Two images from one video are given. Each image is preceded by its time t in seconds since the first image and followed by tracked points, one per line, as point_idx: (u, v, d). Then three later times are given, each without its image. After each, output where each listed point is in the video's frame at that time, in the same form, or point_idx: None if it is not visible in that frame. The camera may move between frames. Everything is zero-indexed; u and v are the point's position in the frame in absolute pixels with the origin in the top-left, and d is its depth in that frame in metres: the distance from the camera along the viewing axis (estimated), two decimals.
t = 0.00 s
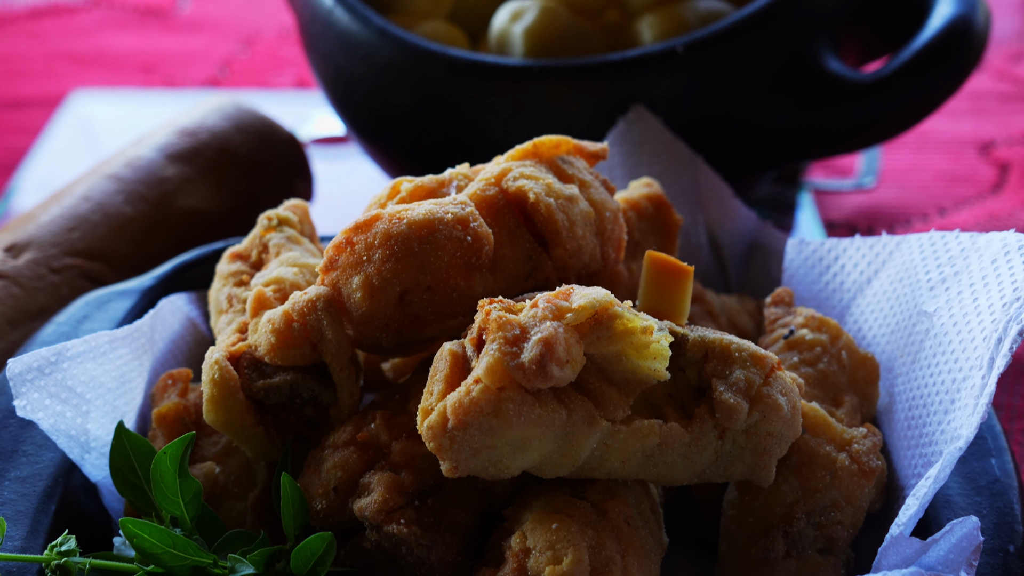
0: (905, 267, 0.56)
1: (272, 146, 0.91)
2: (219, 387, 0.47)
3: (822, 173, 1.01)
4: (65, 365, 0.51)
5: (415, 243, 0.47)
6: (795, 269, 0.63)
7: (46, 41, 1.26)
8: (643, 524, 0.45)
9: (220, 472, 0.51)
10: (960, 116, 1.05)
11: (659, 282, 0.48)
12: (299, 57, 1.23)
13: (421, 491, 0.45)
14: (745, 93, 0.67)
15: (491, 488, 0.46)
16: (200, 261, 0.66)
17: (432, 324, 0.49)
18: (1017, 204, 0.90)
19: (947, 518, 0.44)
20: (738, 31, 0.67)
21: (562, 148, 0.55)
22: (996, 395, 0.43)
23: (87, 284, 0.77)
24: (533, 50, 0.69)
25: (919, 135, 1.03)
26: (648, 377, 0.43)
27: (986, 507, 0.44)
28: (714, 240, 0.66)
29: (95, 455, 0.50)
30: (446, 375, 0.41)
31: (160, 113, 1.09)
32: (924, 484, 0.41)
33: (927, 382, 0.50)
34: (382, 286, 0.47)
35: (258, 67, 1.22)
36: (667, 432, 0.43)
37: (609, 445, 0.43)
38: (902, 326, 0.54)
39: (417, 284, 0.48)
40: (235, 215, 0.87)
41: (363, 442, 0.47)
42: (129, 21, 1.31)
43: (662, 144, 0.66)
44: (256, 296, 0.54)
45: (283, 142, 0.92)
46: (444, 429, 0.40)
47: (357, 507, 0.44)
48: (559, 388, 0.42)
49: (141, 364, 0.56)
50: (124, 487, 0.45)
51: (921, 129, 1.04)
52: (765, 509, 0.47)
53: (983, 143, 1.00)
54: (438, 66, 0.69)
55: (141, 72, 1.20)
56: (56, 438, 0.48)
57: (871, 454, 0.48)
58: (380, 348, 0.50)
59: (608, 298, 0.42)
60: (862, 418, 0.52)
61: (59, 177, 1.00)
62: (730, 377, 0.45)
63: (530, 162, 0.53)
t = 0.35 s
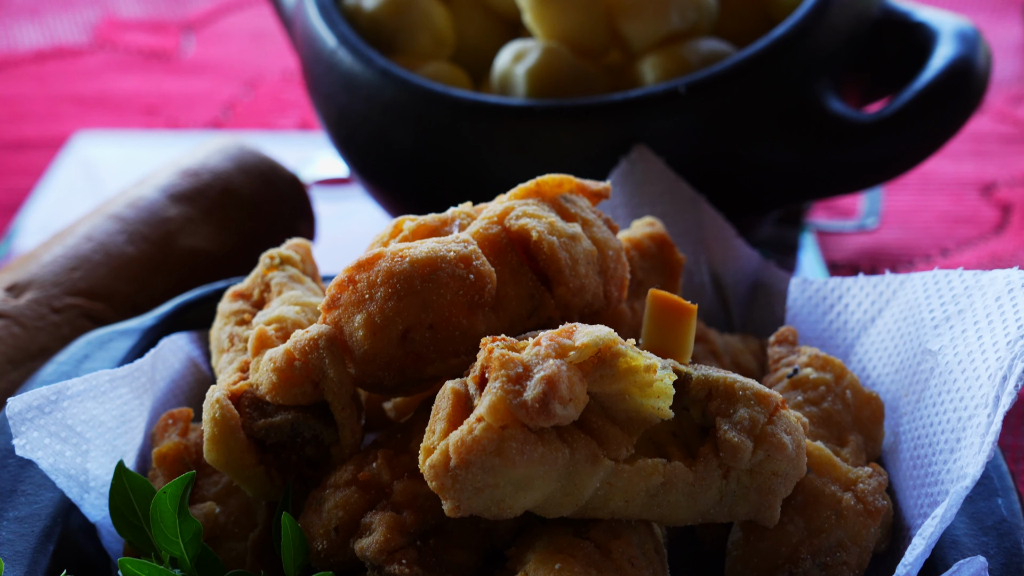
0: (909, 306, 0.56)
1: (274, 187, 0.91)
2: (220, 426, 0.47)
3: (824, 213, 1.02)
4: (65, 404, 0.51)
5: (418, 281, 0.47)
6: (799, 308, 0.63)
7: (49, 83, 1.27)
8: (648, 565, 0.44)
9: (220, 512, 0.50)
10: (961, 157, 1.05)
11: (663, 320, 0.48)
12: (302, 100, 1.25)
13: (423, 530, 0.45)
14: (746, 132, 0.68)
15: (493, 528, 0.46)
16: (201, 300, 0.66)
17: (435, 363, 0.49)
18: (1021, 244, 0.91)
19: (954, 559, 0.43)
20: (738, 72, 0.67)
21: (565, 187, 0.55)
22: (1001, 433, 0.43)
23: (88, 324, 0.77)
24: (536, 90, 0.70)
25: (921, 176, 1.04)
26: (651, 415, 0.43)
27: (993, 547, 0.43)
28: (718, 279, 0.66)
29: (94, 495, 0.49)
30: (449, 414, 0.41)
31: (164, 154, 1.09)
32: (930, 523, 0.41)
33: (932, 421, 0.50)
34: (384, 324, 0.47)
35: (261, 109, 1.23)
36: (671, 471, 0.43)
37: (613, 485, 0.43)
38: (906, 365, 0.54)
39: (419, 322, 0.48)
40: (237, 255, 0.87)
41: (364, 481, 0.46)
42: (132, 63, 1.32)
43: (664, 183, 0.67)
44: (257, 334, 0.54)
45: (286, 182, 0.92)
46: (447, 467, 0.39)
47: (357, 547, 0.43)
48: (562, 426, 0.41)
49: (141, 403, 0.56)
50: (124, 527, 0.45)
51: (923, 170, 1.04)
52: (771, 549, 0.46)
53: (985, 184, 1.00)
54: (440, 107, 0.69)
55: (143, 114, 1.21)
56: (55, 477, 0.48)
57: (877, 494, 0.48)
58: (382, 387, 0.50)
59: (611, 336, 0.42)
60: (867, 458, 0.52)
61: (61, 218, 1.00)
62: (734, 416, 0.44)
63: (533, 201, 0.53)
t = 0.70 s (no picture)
0: (915, 346, 0.55)
1: (277, 230, 0.92)
2: (223, 466, 0.47)
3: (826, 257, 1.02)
4: (67, 445, 0.50)
5: (422, 322, 0.48)
6: (804, 349, 0.63)
7: (53, 129, 1.28)
8: None
9: (222, 554, 0.49)
10: (962, 203, 1.06)
11: (668, 360, 0.48)
12: (304, 146, 1.26)
13: (426, 571, 0.45)
14: (748, 174, 0.69)
15: (498, 570, 0.45)
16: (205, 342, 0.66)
17: (439, 403, 0.49)
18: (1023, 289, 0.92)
19: None
20: (739, 115, 0.68)
21: (569, 228, 0.55)
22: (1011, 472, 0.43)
23: (90, 365, 0.77)
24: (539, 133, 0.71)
25: (922, 222, 1.04)
26: (657, 456, 0.43)
27: None
28: (720, 320, 0.67)
29: (95, 537, 0.49)
30: (454, 453, 0.41)
31: (166, 198, 1.10)
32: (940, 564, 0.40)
33: (939, 462, 0.50)
34: (388, 364, 0.47)
35: (263, 154, 1.24)
36: (677, 512, 0.43)
37: (619, 525, 0.42)
38: (913, 406, 0.54)
39: (424, 362, 0.48)
40: (240, 298, 0.88)
41: (368, 522, 0.46)
42: (135, 110, 1.33)
43: (667, 226, 0.67)
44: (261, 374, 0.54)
45: (289, 226, 0.93)
46: (452, 507, 0.39)
47: None
48: (568, 466, 0.41)
49: (143, 445, 0.55)
50: (125, 569, 0.44)
51: (924, 215, 1.05)
52: None
53: (986, 230, 1.01)
54: (442, 149, 0.70)
55: (146, 160, 1.22)
56: (57, 518, 0.47)
57: (885, 535, 0.48)
58: (386, 428, 0.50)
59: (617, 375, 0.41)
60: (874, 499, 0.52)
61: (62, 262, 1.01)
62: (741, 456, 0.44)
63: (537, 242, 0.53)
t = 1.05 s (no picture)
0: (922, 384, 0.55)
1: (278, 271, 0.92)
2: (228, 504, 0.46)
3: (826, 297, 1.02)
4: (71, 483, 0.50)
5: (428, 360, 0.48)
6: (809, 388, 0.63)
7: (52, 170, 1.28)
8: None
9: None
10: (961, 244, 1.06)
11: (674, 398, 0.48)
12: (305, 189, 1.26)
13: None
14: (751, 212, 0.69)
15: None
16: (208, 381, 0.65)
17: (445, 441, 0.48)
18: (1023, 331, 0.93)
19: None
20: (740, 155, 0.69)
21: (574, 266, 0.55)
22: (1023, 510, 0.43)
23: (91, 406, 0.77)
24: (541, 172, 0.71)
25: (922, 262, 1.05)
26: (665, 493, 0.43)
27: None
28: (724, 359, 0.66)
29: None
30: (461, 490, 0.40)
31: (167, 239, 1.10)
32: None
33: (949, 500, 0.49)
34: (395, 401, 0.47)
35: (264, 195, 1.25)
36: (685, 550, 0.43)
37: (627, 563, 0.42)
38: (921, 444, 0.54)
39: (430, 400, 0.48)
40: (243, 338, 0.88)
41: (374, 561, 0.45)
42: (135, 152, 1.32)
43: (671, 265, 0.67)
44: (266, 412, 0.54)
45: (291, 266, 0.93)
46: (459, 545, 0.39)
47: None
48: (576, 503, 0.41)
49: (146, 483, 0.55)
50: None
51: (923, 256, 1.06)
52: None
53: (986, 270, 1.02)
54: (446, 188, 0.71)
55: (146, 202, 1.23)
56: (60, 558, 0.47)
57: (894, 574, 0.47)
58: (392, 466, 0.49)
59: (625, 412, 0.41)
60: (883, 538, 0.51)
61: (62, 304, 1.01)
62: (749, 494, 0.44)
63: (542, 279, 0.53)
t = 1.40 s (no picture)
0: (928, 421, 0.55)
1: (282, 309, 0.92)
2: (230, 542, 0.47)
3: (830, 336, 1.02)
4: (72, 521, 0.51)
5: (432, 397, 0.48)
6: (814, 427, 0.62)
7: (57, 211, 1.29)
8: None
9: None
10: (964, 283, 1.07)
11: (679, 436, 0.48)
12: (310, 229, 1.27)
13: None
14: (754, 250, 0.69)
15: None
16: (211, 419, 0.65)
17: (449, 478, 0.48)
18: None
19: None
20: (743, 194, 0.69)
21: (578, 303, 0.55)
22: None
23: (93, 445, 0.76)
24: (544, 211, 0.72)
25: (925, 301, 1.05)
26: (670, 531, 0.42)
27: None
28: (729, 398, 0.66)
29: None
30: (465, 528, 0.40)
31: (170, 279, 1.10)
32: None
33: (956, 538, 0.49)
34: (399, 439, 0.47)
35: (267, 235, 1.25)
36: None
37: None
38: (926, 481, 0.54)
39: (434, 437, 0.48)
40: (246, 377, 0.87)
41: None
42: (139, 193, 1.33)
43: (674, 303, 0.68)
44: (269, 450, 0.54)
45: (295, 304, 0.93)
46: None
47: None
48: (580, 541, 0.40)
49: (149, 522, 0.54)
50: None
51: (926, 295, 1.06)
52: None
53: (990, 310, 1.02)
54: (449, 227, 0.71)
55: (150, 242, 1.23)
56: None
57: None
58: (396, 504, 0.49)
59: (629, 450, 0.41)
60: None
61: (65, 343, 1.01)
62: (755, 532, 0.43)
63: (546, 316, 0.54)
